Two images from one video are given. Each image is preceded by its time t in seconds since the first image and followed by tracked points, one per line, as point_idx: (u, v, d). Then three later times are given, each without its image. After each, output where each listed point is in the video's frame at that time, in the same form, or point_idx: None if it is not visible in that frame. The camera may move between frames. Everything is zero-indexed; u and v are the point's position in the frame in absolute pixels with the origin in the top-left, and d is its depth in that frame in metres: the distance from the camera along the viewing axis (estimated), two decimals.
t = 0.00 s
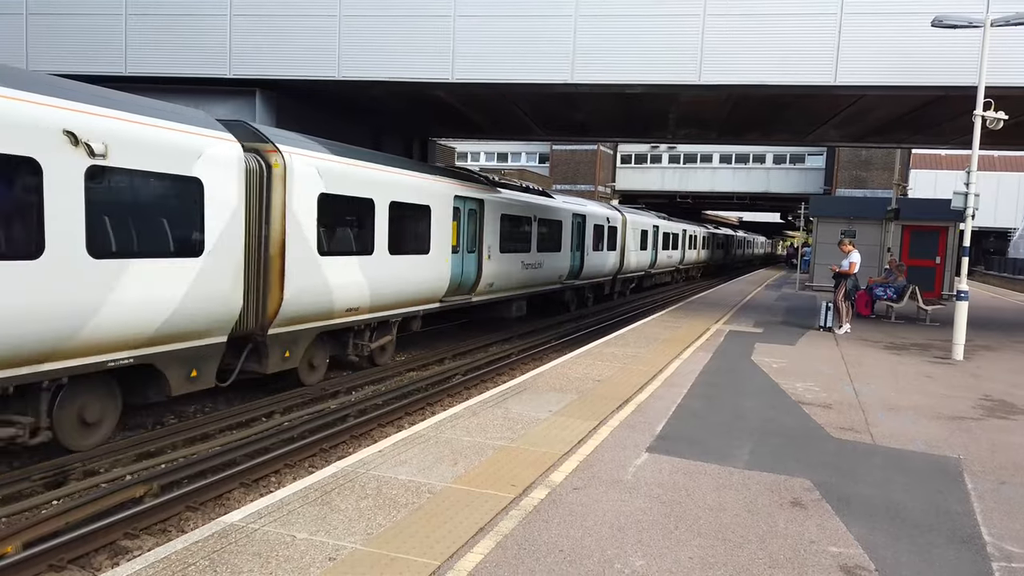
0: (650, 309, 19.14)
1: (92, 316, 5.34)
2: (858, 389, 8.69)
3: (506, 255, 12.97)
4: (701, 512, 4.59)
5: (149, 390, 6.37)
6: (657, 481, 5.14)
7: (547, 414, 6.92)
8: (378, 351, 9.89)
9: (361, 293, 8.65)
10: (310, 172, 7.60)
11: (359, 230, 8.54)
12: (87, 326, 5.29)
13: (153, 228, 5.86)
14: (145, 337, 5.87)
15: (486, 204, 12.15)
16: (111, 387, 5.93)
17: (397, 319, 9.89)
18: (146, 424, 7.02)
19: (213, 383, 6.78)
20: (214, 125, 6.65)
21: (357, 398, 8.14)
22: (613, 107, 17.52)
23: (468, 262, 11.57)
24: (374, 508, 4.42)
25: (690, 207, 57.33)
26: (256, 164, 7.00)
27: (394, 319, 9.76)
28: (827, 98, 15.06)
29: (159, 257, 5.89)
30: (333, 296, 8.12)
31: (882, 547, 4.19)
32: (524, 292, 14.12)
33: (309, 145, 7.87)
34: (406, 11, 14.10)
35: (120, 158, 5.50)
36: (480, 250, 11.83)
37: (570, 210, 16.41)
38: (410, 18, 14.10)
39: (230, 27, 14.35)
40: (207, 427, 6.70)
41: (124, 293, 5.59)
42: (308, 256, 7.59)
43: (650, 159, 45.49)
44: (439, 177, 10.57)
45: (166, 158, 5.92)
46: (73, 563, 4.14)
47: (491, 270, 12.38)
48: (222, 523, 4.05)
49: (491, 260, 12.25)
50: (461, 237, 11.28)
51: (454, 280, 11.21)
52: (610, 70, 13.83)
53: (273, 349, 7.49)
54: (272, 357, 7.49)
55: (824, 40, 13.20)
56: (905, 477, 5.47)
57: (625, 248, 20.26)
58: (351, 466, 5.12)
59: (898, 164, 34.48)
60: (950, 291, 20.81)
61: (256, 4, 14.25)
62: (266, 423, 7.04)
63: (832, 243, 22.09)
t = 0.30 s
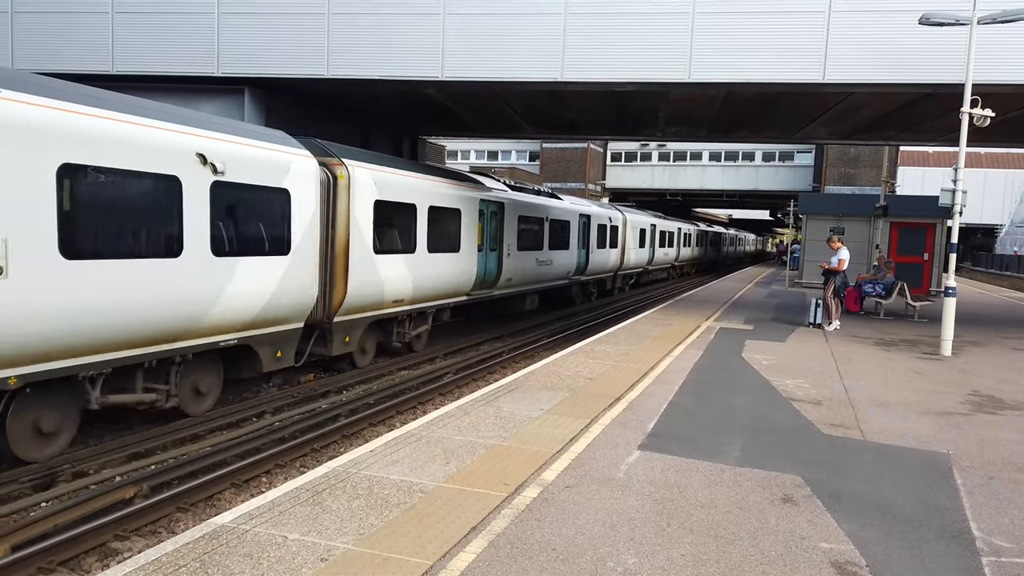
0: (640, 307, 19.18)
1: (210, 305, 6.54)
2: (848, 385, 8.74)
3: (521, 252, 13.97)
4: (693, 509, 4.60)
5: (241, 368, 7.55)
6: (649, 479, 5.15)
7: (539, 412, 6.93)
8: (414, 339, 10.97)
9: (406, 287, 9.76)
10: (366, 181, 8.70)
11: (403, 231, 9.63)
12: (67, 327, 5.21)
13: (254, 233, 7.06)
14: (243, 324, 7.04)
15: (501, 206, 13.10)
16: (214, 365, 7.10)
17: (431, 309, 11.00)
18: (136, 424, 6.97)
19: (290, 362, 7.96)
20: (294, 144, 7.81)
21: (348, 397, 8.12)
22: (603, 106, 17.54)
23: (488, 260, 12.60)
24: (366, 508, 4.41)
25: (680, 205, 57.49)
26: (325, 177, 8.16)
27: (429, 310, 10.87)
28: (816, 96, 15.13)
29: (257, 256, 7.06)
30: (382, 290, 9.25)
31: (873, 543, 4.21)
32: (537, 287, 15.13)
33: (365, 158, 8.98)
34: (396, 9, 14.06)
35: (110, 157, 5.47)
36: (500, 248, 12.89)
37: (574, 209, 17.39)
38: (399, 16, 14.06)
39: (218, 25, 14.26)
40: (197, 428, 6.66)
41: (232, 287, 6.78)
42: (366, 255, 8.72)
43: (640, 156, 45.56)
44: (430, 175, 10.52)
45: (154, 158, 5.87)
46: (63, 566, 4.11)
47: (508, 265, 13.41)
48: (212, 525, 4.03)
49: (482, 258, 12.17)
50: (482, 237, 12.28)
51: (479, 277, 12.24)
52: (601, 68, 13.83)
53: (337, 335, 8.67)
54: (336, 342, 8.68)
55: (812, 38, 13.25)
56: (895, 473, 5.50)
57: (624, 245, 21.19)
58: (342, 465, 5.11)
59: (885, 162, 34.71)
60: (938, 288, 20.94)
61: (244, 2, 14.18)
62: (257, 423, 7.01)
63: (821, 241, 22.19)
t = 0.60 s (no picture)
0: (635, 302, 19.17)
1: (296, 291, 7.81)
2: (842, 379, 8.78)
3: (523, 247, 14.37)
4: (688, 504, 4.60)
5: (312, 346, 8.82)
6: (645, 474, 5.15)
7: (534, 408, 6.93)
8: (447, 326, 12.15)
9: (443, 277, 10.92)
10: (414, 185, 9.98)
11: (442, 229, 10.88)
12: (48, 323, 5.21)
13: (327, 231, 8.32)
14: (319, 308, 8.28)
15: (519, 206, 14.31)
16: (293, 343, 8.36)
17: (461, 299, 12.18)
18: (130, 421, 6.94)
19: (353, 342, 9.20)
20: (356, 153, 9.03)
21: (343, 393, 8.11)
22: (597, 101, 17.50)
23: (509, 254, 13.79)
24: (361, 505, 4.40)
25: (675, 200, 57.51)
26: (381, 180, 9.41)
27: (461, 299, 12.09)
28: (809, 91, 15.15)
29: (331, 250, 8.26)
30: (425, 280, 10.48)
31: (867, 537, 4.21)
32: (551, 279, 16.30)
33: (413, 165, 10.23)
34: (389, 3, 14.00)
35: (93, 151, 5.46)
36: (519, 243, 14.10)
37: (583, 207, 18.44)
38: (393, 10, 14.00)
39: (210, 19, 14.18)
40: (191, 424, 6.64)
41: (312, 276, 8.02)
42: (414, 249, 9.96)
43: (634, 152, 45.54)
44: (424, 171, 10.47)
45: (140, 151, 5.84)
46: (56, 563, 4.09)
47: (527, 259, 14.63)
48: (207, 522, 4.01)
49: (477, 254, 12.11)
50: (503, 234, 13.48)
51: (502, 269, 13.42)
52: (595, 63, 13.81)
53: (389, 319, 9.91)
54: (388, 326, 9.92)
55: (806, 33, 13.25)
56: (888, 467, 5.51)
57: (629, 241, 22.37)
58: (337, 462, 5.09)
59: (878, 157, 34.82)
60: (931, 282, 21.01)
61: None
62: (252, 419, 7.00)
63: (815, 236, 22.25)
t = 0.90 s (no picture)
0: (631, 295, 19.16)
1: (358, 279, 8.94)
2: (838, 371, 8.80)
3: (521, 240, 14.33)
4: (686, 497, 4.61)
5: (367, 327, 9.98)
6: (642, 467, 5.16)
7: (531, 401, 6.93)
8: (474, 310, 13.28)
9: (474, 266, 12.03)
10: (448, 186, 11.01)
11: (471, 225, 11.92)
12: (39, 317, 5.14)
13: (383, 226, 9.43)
14: (374, 293, 9.41)
15: (537, 201, 15.27)
16: (352, 324, 9.53)
17: (486, 286, 13.18)
18: (127, 416, 6.93)
19: (400, 324, 10.33)
20: (405, 156, 10.14)
21: (340, 387, 8.11)
22: (593, 93, 17.47)
23: (528, 246, 14.76)
24: (359, 499, 4.41)
25: (670, 193, 57.49)
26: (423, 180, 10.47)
27: (487, 287, 13.23)
28: (805, 83, 15.12)
29: (386, 242, 9.38)
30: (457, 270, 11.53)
31: (864, 528, 4.23)
32: (565, 269, 17.28)
33: (408, 158, 10.22)
34: None
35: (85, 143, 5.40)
36: (537, 236, 15.09)
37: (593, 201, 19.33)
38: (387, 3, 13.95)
39: (204, 12, 14.09)
40: (188, 419, 6.62)
41: (371, 267, 9.13)
42: (450, 242, 11.05)
43: (630, 144, 45.49)
44: (419, 164, 10.43)
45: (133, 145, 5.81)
46: (55, 559, 4.10)
47: (543, 251, 15.62)
48: (205, 517, 4.01)
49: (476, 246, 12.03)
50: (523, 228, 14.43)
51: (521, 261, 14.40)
52: (590, 55, 13.77)
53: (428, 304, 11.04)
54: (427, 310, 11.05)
55: (802, 24, 13.23)
56: (885, 459, 5.52)
57: (634, 233, 23.31)
58: (335, 456, 5.09)
59: (874, 149, 34.84)
60: (927, 274, 21.03)
61: None
62: (249, 414, 6.98)
63: (811, 228, 22.26)
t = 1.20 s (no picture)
0: (630, 292, 19.14)
1: (407, 272, 10.09)
2: (836, 367, 8.82)
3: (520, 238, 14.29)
4: (684, 493, 4.62)
5: (410, 314, 11.18)
6: (641, 464, 5.17)
7: (530, 399, 6.94)
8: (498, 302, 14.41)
9: (499, 261, 13.16)
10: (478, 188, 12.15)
11: (496, 225, 13.06)
12: (36, 322, 5.09)
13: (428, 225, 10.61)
14: (420, 284, 10.58)
15: (552, 201, 16.33)
16: (399, 312, 10.70)
17: (509, 280, 14.25)
18: (125, 416, 6.93)
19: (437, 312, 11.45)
20: (442, 163, 11.33)
21: (339, 385, 8.11)
22: (591, 90, 17.45)
23: (544, 243, 15.84)
24: (358, 497, 4.41)
25: (668, 189, 57.47)
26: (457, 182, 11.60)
27: (510, 280, 14.37)
28: (803, 79, 15.12)
29: (430, 239, 10.55)
30: (485, 264, 12.65)
31: (863, 524, 4.24)
32: (576, 264, 18.33)
33: (406, 156, 10.21)
34: None
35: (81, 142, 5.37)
36: (552, 233, 16.19)
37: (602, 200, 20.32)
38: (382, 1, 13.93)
39: (200, 10, 14.06)
40: (186, 418, 6.61)
41: (418, 261, 10.30)
42: (481, 239, 12.22)
43: (627, 141, 45.46)
44: (416, 161, 10.41)
45: (131, 144, 5.80)
46: (54, 558, 4.10)
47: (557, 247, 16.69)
48: (204, 515, 4.01)
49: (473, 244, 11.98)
50: (540, 226, 15.50)
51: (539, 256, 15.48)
52: (588, 51, 13.75)
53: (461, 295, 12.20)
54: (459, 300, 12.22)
55: (799, 21, 13.23)
56: (884, 455, 5.52)
57: (639, 230, 24.31)
58: (333, 454, 5.09)
59: (872, 144, 34.85)
60: (925, 269, 21.05)
61: None
62: (247, 412, 6.98)
63: (808, 224, 22.28)
